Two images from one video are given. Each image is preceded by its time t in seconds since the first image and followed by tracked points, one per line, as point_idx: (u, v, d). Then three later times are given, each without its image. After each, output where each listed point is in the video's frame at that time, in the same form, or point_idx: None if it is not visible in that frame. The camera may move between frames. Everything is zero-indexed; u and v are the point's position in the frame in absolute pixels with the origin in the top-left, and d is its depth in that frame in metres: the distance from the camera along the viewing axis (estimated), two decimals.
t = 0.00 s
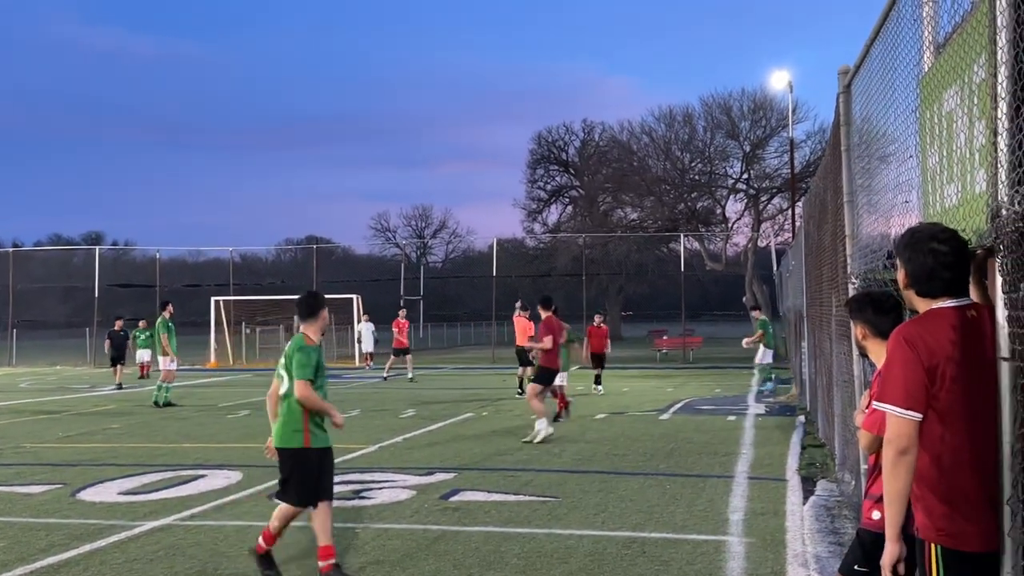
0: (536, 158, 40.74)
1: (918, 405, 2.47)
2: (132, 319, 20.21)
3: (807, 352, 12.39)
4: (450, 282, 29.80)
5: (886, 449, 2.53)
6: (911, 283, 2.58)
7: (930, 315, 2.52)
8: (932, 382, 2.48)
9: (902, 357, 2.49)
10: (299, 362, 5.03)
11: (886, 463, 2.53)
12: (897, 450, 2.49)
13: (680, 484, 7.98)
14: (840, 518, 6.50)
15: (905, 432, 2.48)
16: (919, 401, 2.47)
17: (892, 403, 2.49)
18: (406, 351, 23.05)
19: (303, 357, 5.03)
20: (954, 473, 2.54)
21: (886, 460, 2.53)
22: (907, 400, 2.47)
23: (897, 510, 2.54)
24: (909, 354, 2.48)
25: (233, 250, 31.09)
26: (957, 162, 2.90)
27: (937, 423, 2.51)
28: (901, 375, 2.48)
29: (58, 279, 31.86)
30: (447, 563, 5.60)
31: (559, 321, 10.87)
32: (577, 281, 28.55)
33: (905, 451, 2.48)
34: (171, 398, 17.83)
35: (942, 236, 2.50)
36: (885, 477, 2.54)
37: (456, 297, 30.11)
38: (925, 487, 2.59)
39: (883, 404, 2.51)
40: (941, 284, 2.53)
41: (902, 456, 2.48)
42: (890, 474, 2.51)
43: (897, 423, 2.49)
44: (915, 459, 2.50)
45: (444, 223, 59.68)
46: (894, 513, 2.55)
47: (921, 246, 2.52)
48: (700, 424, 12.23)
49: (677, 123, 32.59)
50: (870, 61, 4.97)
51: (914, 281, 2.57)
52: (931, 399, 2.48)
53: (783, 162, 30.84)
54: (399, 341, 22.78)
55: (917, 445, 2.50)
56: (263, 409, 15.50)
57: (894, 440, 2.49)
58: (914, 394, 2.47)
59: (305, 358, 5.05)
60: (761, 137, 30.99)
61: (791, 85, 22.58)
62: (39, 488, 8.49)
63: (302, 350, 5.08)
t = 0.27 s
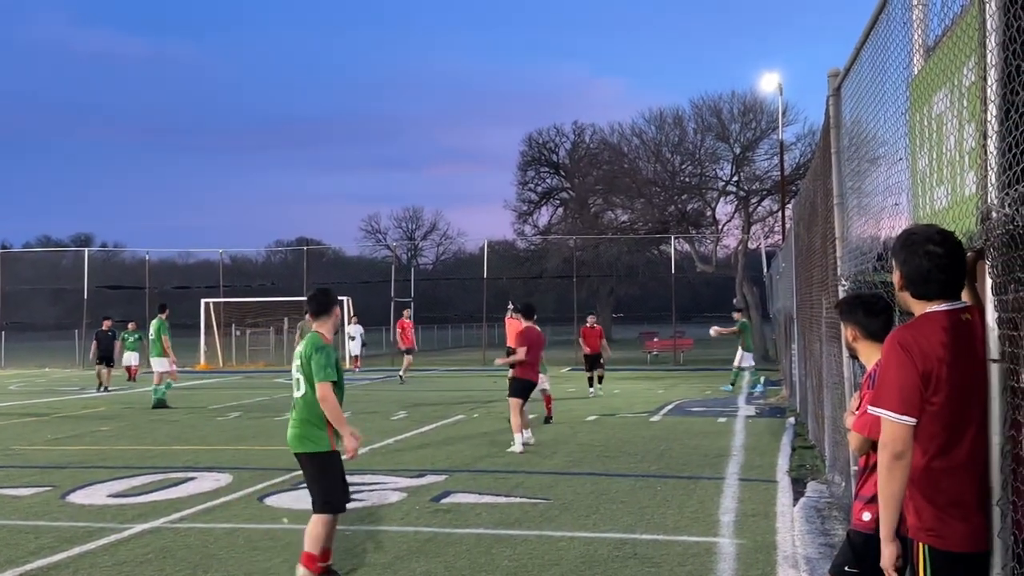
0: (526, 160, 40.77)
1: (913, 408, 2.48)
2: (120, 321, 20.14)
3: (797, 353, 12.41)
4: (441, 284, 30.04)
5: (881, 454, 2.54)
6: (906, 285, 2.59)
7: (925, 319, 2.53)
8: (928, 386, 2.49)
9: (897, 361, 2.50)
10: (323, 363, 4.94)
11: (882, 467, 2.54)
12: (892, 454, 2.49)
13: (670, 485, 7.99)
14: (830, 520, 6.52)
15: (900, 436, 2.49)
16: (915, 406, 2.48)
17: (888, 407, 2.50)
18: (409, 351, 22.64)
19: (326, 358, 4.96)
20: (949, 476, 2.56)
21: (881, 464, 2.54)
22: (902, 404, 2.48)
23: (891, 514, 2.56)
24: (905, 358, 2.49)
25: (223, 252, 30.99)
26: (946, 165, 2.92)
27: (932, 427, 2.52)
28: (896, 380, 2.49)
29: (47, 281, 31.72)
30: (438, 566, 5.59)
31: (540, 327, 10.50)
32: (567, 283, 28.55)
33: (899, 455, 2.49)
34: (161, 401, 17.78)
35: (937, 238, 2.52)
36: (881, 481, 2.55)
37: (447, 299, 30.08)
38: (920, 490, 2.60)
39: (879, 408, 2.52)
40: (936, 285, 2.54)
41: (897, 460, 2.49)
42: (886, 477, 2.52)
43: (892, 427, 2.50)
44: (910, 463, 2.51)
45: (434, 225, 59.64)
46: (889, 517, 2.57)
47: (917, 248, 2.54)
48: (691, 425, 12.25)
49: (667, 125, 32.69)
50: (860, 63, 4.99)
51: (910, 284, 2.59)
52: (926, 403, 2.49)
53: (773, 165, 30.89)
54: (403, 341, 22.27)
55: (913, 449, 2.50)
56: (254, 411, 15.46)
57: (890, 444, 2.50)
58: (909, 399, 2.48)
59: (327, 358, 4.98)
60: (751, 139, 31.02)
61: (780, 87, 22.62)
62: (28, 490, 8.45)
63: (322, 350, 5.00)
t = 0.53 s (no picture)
0: (519, 162, 40.80)
1: (915, 412, 2.48)
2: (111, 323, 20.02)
3: (790, 355, 12.42)
4: (433, 286, 29.96)
5: (882, 459, 2.53)
6: (903, 287, 2.60)
7: (922, 322, 2.55)
8: (927, 391, 2.50)
9: (898, 365, 2.50)
10: (337, 378, 4.72)
11: (883, 472, 2.53)
12: (894, 459, 2.49)
13: (663, 487, 8.00)
14: (823, 521, 6.54)
15: (902, 440, 2.48)
16: (916, 410, 2.48)
17: (890, 411, 2.50)
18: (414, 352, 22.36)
19: (342, 373, 4.75)
20: (945, 479, 2.57)
21: (883, 469, 2.53)
22: (903, 409, 2.48)
23: (892, 519, 2.56)
24: (906, 362, 2.49)
25: (214, 254, 30.89)
26: (938, 167, 2.93)
27: (930, 430, 2.54)
28: (897, 384, 2.49)
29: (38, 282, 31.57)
30: (431, 567, 5.58)
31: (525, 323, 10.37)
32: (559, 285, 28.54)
33: (901, 460, 2.49)
34: (152, 403, 17.72)
35: (932, 241, 2.53)
36: (882, 485, 2.54)
37: (439, 300, 30.07)
38: (917, 494, 2.61)
39: (880, 413, 2.52)
40: (932, 288, 2.55)
41: (899, 464, 2.49)
42: (887, 482, 2.52)
43: (893, 431, 2.50)
44: (911, 467, 2.51)
45: (427, 226, 59.57)
46: (891, 522, 2.56)
47: (911, 250, 2.55)
48: (684, 427, 12.26)
49: (660, 127, 32.70)
50: (852, 66, 5.01)
51: (906, 287, 2.60)
52: (927, 407, 2.51)
53: (765, 167, 30.91)
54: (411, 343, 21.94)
55: (913, 453, 2.50)
56: (246, 413, 15.42)
57: (891, 448, 2.49)
58: (910, 402, 2.48)
59: (342, 374, 4.76)
60: (743, 141, 31.00)
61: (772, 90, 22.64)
62: (18, 493, 8.40)
63: (340, 363, 4.78)
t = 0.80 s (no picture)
0: (513, 163, 40.82)
1: (913, 414, 2.49)
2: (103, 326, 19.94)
3: (784, 357, 12.43)
4: (427, 288, 29.82)
5: (881, 460, 2.54)
6: (900, 289, 2.62)
7: (919, 324, 2.56)
8: (925, 392, 2.51)
9: (896, 367, 2.51)
10: (338, 385, 4.77)
11: (882, 473, 2.54)
12: (893, 460, 2.50)
13: (658, 489, 8.00)
14: (817, 522, 6.55)
15: (900, 442, 2.50)
16: (914, 412, 2.49)
17: (889, 413, 2.51)
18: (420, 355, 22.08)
19: (340, 379, 4.80)
20: (941, 479, 2.58)
21: (882, 470, 2.54)
22: (901, 411, 2.49)
23: (892, 521, 2.56)
24: (904, 364, 2.50)
25: (208, 255, 30.84)
26: (935, 169, 2.94)
27: (927, 431, 2.55)
28: (896, 386, 2.50)
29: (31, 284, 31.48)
30: (426, 569, 5.57)
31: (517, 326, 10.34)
32: (553, 287, 28.53)
33: (900, 461, 2.50)
34: (146, 405, 17.67)
35: (929, 243, 2.53)
36: (881, 486, 2.55)
37: (433, 302, 30.04)
38: (915, 495, 2.62)
39: (880, 415, 2.53)
40: (929, 290, 2.56)
41: (899, 466, 2.50)
42: (887, 484, 2.53)
43: (893, 433, 2.50)
44: (909, 469, 2.52)
45: (421, 228, 59.51)
46: (890, 524, 2.57)
47: (909, 253, 2.55)
48: (678, 429, 12.27)
49: (654, 129, 32.67)
50: (847, 68, 5.02)
51: (904, 289, 2.61)
52: (925, 408, 2.52)
53: (759, 169, 30.87)
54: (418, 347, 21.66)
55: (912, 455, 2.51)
56: (240, 415, 15.39)
57: (890, 450, 2.51)
58: (908, 404, 2.49)
59: (340, 379, 4.81)
60: (737, 143, 30.91)
61: (766, 92, 22.63)
62: (12, 495, 8.37)
63: (336, 368, 4.83)
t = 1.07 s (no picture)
0: (508, 166, 40.86)
1: (909, 417, 2.49)
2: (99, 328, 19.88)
3: (779, 359, 12.47)
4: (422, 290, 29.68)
5: (879, 463, 2.54)
6: (896, 291, 2.62)
7: (915, 327, 2.57)
8: (921, 395, 2.52)
9: (892, 370, 2.52)
10: (324, 390, 4.78)
11: (880, 476, 2.54)
12: (891, 463, 2.51)
13: (654, 491, 8.00)
14: (814, 524, 6.56)
15: (898, 445, 2.50)
16: (911, 414, 2.50)
17: (885, 416, 2.52)
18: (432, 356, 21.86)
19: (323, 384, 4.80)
20: (938, 481, 2.59)
21: (880, 474, 2.54)
22: (898, 413, 2.50)
23: (890, 525, 2.57)
24: (900, 367, 2.51)
25: (203, 257, 30.83)
26: (931, 171, 2.95)
27: (925, 433, 2.55)
28: (892, 389, 2.51)
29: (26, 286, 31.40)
30: (423, 572, 5.57)
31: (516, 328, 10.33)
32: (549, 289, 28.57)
33: (898, 464, 2.50)
34: (141, 408, 17.63)
35: (927, 246, 2.54)
36: (879, 490, 2.55)
37: (429, 304, 30.05)
38: (913, 498, 2.62)
39: (876, 418, 2.53)
40: (925, 292, 2.57)
41: (896, 468, 2.50)
42: (885, 486, 2.53)
43: (889, 436, 2.51)
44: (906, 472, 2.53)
45: (416, 230, 59.49)
46: (888, 527, 2.57)
47: (906, 255, 2.56)
48: (674, 431, 12.28)
49: (649, 131, 32.72)
50: (843, 70, 5.04)
51: (900, 291, 2.62)
52: (922, 411, 2.53)
53: (754, 171, 30.94)
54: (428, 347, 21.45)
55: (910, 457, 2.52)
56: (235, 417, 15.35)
57: (887, 453, 2.51)
58: (906, 406, 2.49)
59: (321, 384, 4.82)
60: (732, 145, 30.99)
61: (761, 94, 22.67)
62: (7, 497, 8.33)
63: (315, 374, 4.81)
